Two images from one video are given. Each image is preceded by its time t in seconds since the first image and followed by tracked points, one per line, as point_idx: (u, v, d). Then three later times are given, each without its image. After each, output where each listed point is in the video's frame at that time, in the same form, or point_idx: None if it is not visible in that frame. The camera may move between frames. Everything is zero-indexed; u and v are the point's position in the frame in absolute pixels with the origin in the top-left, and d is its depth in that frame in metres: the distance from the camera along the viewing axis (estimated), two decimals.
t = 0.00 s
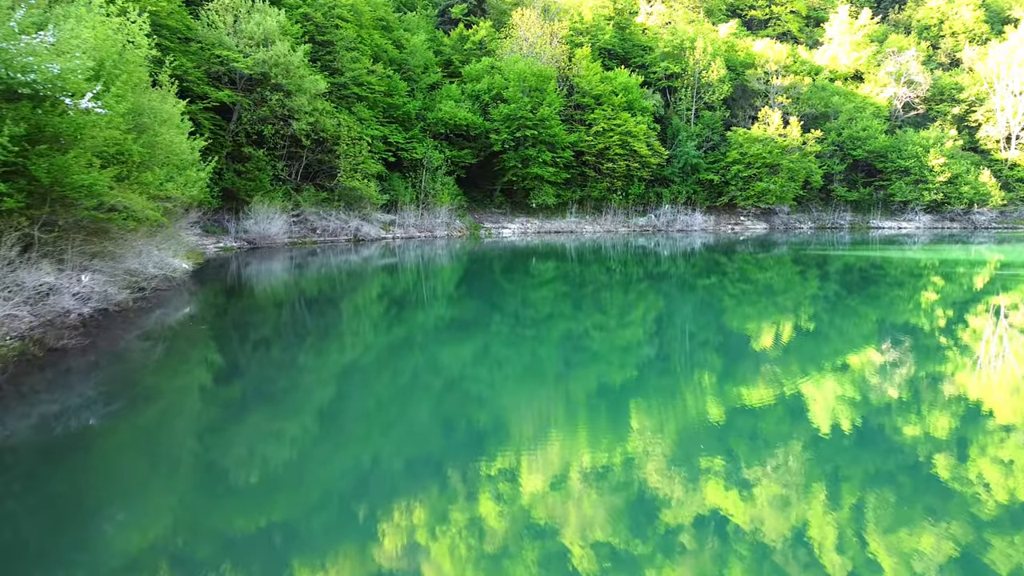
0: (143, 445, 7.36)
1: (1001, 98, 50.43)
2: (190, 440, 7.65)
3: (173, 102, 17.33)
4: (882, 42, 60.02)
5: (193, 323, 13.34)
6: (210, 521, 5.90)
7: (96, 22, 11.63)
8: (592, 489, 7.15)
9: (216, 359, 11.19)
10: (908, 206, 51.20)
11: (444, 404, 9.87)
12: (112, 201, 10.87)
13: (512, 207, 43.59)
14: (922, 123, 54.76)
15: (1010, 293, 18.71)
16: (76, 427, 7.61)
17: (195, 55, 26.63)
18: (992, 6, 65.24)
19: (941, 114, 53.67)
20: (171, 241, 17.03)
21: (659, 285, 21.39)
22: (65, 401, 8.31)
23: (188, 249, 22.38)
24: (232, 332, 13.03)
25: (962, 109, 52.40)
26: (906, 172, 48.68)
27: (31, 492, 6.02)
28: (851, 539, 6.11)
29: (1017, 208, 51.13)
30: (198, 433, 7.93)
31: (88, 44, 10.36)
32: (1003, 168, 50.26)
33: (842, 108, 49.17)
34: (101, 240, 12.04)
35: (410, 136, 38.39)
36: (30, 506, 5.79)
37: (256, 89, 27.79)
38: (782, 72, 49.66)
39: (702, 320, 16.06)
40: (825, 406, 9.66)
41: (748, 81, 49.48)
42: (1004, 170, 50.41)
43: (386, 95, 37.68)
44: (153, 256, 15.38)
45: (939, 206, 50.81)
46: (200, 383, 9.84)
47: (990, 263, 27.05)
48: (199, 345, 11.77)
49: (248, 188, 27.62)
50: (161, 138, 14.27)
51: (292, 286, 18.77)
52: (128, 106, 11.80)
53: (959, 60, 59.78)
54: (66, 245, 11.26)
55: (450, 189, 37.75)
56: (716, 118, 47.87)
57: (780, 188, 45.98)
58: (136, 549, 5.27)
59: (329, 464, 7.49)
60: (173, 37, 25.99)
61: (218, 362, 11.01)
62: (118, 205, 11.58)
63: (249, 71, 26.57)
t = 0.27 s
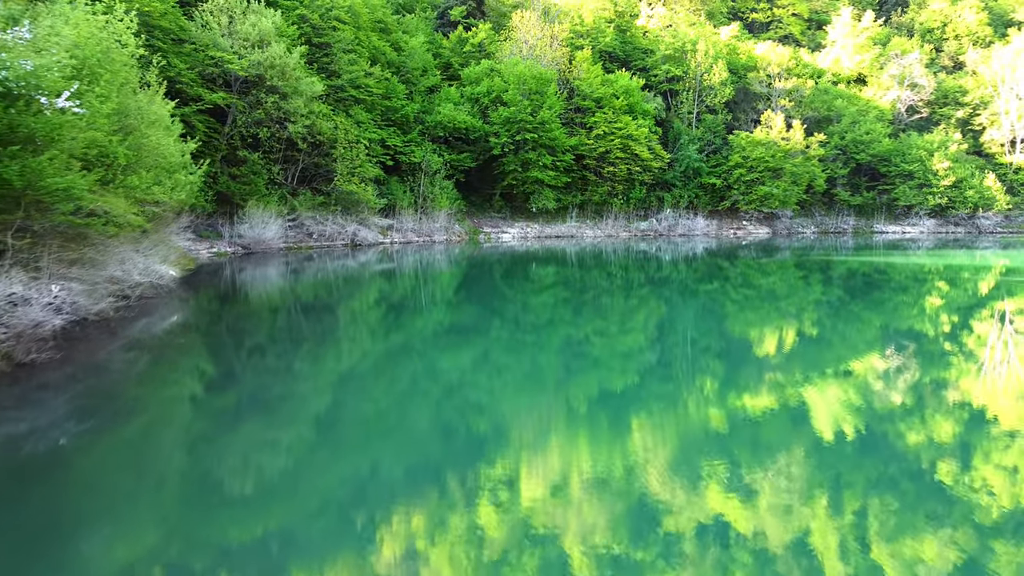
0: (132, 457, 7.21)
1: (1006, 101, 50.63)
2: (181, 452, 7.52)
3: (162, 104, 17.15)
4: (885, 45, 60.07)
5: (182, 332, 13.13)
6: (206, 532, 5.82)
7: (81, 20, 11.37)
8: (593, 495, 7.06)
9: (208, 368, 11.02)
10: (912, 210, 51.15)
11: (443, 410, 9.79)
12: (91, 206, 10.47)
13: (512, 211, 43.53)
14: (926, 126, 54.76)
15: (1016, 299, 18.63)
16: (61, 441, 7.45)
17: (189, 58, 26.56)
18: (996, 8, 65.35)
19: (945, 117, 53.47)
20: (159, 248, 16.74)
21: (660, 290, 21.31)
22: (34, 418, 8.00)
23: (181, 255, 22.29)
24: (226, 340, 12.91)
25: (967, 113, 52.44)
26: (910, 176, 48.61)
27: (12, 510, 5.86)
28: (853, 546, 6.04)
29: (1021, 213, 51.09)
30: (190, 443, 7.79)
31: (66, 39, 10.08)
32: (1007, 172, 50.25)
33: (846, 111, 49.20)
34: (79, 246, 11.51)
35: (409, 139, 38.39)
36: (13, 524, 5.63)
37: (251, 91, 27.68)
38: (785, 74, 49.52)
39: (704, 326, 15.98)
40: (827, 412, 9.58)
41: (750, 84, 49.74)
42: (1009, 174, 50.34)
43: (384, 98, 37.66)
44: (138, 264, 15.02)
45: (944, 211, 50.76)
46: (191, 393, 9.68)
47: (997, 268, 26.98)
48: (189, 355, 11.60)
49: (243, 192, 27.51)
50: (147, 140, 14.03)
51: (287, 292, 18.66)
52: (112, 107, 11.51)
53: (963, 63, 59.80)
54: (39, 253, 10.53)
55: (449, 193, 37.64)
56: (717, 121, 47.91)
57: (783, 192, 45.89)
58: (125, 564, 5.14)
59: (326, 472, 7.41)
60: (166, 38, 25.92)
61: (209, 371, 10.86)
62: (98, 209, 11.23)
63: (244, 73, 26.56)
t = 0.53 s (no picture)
0: (120, 473, 7.07)
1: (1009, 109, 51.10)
2: (170, 466, 7.39)
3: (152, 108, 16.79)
4: (887, 53, 60.36)
5: (172, 345, 12.92)
6: (197, 547, 5.70)
7: (66, 23, 10.97)
8: (592, 507, 6.95)
9: (200, 381, 10.87)
10: (916, 219, 51.39)
11: (443, 422, 9.67)
12: (68, 214, 10.24)
13: (511, 220, 43.52)
14: (929, 134, 55.34)
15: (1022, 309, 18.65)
16: (46, 459, 7.29)
17: (183, 64, 26.49)
18: (997, 17, 65.97)
19: (948, 126, 54.05)
20: (148, 258, 16.47)
21: (662, 300, 21.25)
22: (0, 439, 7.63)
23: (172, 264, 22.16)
24: (219, 352, 12.75)
25: (970, 121, 53.03)
26: (915, 185, 48.67)
27: None
28: (856, 559, 5.93)
29: None
30: (180, 458, 7.66)
31: (43, 43, 9.83)
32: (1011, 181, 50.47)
33: (849, 120, 49.38)
34: (55, 258, 11.22)
35: (407, 147, 38.42)
36: None
37: (247, 99, 27.61)
38: (787, 82, 49.76)
39: (706, 336, 15.89)
40: (830, 423, 9.47)
41: (752, 92, 49.86)
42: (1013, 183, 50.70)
43: (381, 105, 37.70)
44: (124, 275, 14.71)
45: (947, 220, 51.05)
46: (183, 407, 9.53)
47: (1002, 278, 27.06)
48: (179, 368, 11.43)
49: (238, 202, 27.17)
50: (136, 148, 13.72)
51: (282, 302, 18.51)
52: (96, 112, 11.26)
53: (965, 71, 60.03)
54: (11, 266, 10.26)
55: (446, 202, 37.52)
56: (719, 129, 48.06)
57: (785, 202, 45.76)
58: None
59: (322, 484, 7.29)
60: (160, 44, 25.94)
61: (201, 384, 10.73)
62: (77, 219, 10.83)
63: (238, 79, 26.42)
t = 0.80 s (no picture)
0: (108, 491, 6.92)
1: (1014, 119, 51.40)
2: (161, 483, 7.24)
3: (141, 120, 16.82)
4: (889, 62, 60.61)
5: (161, 359, 12.71)
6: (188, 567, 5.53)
7: (48, 26, 11.10)
8: (593, 522, 6.83)
9: (190, 396, 10.68)
10: (920, 230, 51.54)
11: (442, 436, 9.54)
12: (43, 223, 10.17)
13: (510, 230, 43.47)
14: (932, 144, 55.62)
15: None
16: (31, 477, 7.12)
17: (177, 74, 26.75)
18: (999, 27, 66.39)
19: (952, 136, 54.37)
20: (131, 270, 16.25)
21: (663, 312, 21.18)
22: None
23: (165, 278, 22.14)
24: (211, 367, 12.55)
25: (974, 131, 53.34)
26: (918, 196, 48.77)
27: None
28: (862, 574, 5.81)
29: None
30: (171, 474, 7.51)
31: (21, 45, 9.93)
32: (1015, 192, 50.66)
33: (852, 130, 49.54)
34: (31, 270, 11.08)
35: (406, 157, 38.48)
36: None
37: (242, 108, 27.65)
38: (790, 92, 49.40)
39: (707, 348, 15.81)
40: (835, 436, 9.37)
41: (754, 102, 49.83)
42: (1018, 194, 50.86)
43: (380, 114, 37.80)
44: (105, 288, 14.53)
45: (951, 231, 51.18)
46: (174, 422, 9.37)
47: (1008, 289, 27.04)
48: (168, 383, 11.24)
49: (232, 212, 27.34)
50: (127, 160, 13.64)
51: (277, 315, 18.35)
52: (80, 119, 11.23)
53: (967, 81, 60.28)
54: None
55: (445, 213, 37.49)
56: (720, 140, 48.19)
57: (788, 213, 45.80)
58: None
59: (318, 501, 7.13)
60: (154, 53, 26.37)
61: (191, 399, 10.52)
62: (54, 230, 10.66)
63: (234, 87, 26.53)
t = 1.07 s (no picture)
0: (93, 513, 6.73)
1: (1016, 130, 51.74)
2: (150, 504, 7.06)
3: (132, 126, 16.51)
4: (891, 73, 60.87)
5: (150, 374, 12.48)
6: None
7: (27, 30, 10.99)
8: (594, 538, 6.70)
9: (180, 413, 10.47)
10: (923, 241, 51.33)
11: (441, 451, 9.41)
12: (15, 237, 9.84)
13: (510, 242, 43.41)
14: (935, 155, 55.80)
15: None
16: (11, 500, 6.91)
17: (171, 81, 26.39)
18: (1001, 38, 66.81)
19: (955, 147, 54.59)
20: (117, 284, 16.03)
21: (664, 324, 21.08)
22: None
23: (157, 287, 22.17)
24: (203, 382, 12.36)
25: (978, 141, 53.60)
26: (922, 208, 48.88)
27: None
28: None
29: None
30: (161, 495, 7.34)
31: None
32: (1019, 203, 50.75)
33: (855, 140, 49.71)
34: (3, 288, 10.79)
35: (405, 168, 38.52)
36: None
37: (237, 117, 27.64)
38: (790, 103, 49.57)
39: (709, 362, 15.70)
40: (839, 450, 9.27)
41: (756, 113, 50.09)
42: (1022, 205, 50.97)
43: (378, 125, 37.86)
44: (86, 303, 14.25)
45: (955, 242, 50.96)
46: (164, 439, 9.17)
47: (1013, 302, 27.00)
48: (156, 399, 11.01)
49: (227, 223, 27.45)
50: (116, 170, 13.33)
51: (272, 329, 18.19)
52: (60, 127, 10.98)
53: (969, 92, 60.60)
54: None
55: (444, 225, 37.45)
56: (722, 151, 48.31)
57: (791, 224, 45.75)
58: None
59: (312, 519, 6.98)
60: (148, 60, 25.79)
61: (180, 416, 10.32)
62: (28, 241, 10.33)
63: (229, 97, 26.52)
